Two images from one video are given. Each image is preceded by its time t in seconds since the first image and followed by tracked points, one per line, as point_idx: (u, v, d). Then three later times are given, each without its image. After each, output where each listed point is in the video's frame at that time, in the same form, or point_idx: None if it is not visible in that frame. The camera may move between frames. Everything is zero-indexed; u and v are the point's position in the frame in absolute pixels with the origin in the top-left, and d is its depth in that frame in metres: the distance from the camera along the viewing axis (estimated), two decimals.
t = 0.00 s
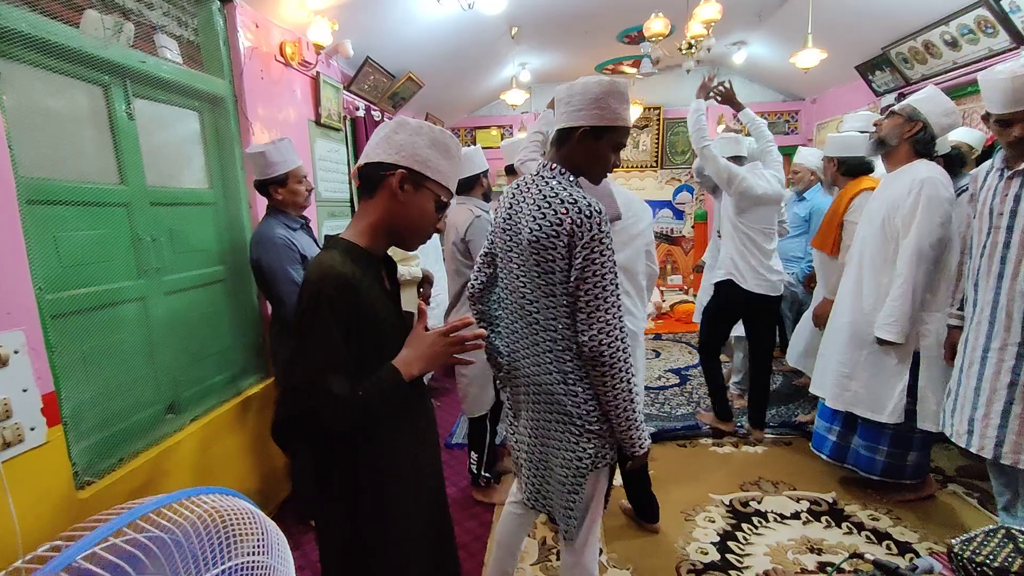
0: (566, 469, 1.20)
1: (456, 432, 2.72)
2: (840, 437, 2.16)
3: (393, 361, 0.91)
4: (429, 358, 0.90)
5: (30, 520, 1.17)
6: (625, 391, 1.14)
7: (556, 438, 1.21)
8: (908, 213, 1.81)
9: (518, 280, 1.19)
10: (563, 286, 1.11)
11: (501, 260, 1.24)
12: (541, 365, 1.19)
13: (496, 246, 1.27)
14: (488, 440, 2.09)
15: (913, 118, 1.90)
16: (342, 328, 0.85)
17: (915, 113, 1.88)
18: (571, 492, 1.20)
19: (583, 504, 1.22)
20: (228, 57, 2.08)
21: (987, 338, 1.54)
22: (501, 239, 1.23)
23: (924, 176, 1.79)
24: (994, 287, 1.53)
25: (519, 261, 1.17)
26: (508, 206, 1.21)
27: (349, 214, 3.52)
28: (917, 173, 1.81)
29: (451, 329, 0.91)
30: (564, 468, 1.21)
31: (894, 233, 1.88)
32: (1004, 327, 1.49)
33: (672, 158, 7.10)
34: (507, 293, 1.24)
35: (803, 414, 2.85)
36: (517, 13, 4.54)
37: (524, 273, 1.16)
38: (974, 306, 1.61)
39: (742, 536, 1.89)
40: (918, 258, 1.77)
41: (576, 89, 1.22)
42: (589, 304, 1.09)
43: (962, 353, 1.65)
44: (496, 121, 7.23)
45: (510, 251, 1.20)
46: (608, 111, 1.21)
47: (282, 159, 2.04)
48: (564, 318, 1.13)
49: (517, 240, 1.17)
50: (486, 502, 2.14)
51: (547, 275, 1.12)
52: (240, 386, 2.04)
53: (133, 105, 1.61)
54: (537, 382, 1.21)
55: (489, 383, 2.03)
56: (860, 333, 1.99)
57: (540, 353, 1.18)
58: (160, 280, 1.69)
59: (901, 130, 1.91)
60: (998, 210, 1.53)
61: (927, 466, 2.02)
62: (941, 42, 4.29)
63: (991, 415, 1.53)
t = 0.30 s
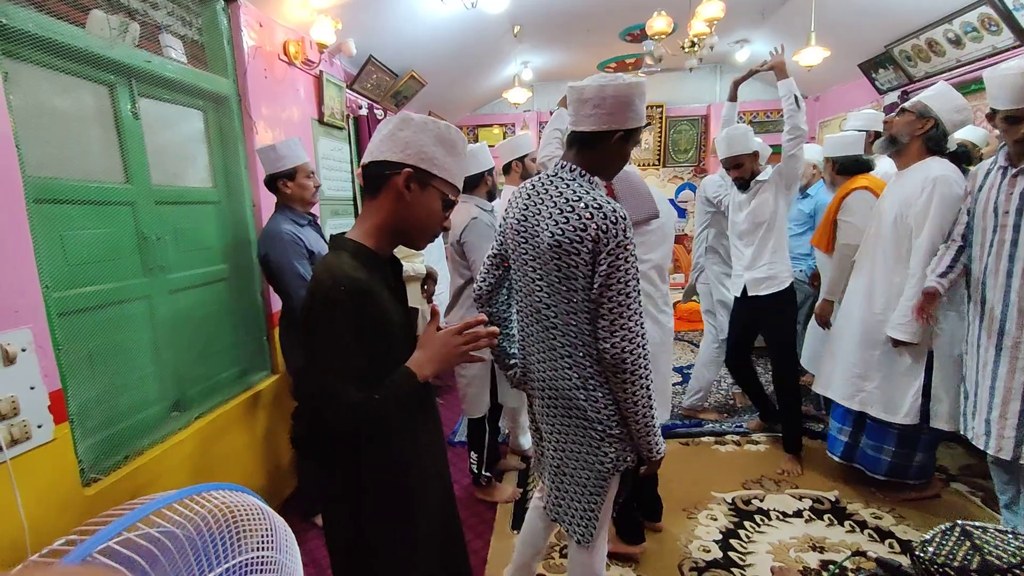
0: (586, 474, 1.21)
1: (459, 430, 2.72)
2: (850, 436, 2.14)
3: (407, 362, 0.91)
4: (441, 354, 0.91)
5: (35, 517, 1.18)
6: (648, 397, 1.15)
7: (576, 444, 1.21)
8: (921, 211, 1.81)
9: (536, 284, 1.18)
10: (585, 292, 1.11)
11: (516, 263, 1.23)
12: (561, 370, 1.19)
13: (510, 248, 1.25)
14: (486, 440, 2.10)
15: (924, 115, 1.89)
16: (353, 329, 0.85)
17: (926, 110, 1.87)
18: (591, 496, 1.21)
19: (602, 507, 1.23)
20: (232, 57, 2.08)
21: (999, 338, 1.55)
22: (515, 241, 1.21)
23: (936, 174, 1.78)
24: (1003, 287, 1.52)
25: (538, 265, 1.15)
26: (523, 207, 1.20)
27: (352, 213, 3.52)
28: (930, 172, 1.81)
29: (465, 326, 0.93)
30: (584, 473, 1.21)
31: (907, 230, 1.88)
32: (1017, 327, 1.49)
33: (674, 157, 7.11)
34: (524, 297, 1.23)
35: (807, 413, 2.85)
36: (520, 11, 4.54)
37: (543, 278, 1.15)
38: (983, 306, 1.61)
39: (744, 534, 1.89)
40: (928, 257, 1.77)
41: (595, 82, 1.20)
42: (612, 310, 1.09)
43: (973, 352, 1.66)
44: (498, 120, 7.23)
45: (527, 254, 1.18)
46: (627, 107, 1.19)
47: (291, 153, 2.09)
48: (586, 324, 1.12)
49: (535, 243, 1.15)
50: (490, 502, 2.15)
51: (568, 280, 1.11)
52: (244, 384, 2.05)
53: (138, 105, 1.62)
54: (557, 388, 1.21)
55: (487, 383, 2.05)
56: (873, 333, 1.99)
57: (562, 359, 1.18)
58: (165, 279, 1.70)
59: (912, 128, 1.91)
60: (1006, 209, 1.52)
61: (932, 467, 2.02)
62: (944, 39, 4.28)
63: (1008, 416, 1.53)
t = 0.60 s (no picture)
0: (595, 473, 1.21)
1: (462, 428, 2.73)
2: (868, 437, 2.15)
3: (419, 352, 0.91)
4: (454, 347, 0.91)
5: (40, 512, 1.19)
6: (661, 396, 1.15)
7: (586, 443, 1.21)
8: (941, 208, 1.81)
9: (548, 282, 1.17)
10: (600, 290, 1.11)
11: (525, 260, 1.22)
12: (572, 368, 1.18)
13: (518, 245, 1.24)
14: (489, 438, 2.10)
15: (939, 110, 1.87)
16: (361, 326, 0.84)
17: (941, 106, 1.86)
18: (600, 495, 1.21)
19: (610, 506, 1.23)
20: (236, 54, 2.08)
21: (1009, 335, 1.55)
22: (524, 238, 1.20)
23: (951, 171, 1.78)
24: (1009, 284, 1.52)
25: (551, 263, 1.15)
26: (533, 203, 1.18)
27: (354, 211, 3.53)
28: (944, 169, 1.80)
29: (477, 314, 0.94)
30: (594, 472, 1.21)
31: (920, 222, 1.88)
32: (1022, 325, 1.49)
33: (677, 154, 7.09)
34: (534, 294, 1.22)
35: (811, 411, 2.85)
36: (523, 8, 4.54)
37: (555, 275, 1.15)
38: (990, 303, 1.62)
39: (747, 531, 1.89)
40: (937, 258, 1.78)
41: (596, 78, 1.21)
42: (628, 308, 1.09)
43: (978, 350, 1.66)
44: (501, 117, 7.24)
45: (537, 251, 1.17)
46: (625, 101, 1.19)
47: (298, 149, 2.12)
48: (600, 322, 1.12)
49: (547, 240, 1.14)
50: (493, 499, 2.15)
51: (582, 278, 1.11)
52: (248, 381, 2.06)
53: (142, 103, 1.62)
54: (568, 386, 1.20)
55: (487, 381, 2.07)
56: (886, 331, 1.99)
57: (574, 357, 1.17)
58: (169, 276, 1.70)
59: (927, 124, 1.89)
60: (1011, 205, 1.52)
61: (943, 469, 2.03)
62: (949, 36, 4.26)
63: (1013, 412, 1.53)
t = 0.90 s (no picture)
0: (604, 468, 1.19)
1: (464, 424, 2.73)
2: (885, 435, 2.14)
3: (416, 344, 0.89)
4: (447, 341, 0.88)
5: (45, 507, 1.19)
6: (669, 386, 1.17)
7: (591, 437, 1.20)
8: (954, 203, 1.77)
9: (554, 274, 1.16)
10: (614, 280, 1.11)
11: (529, 253, 1.20)
12: (579, 362, 1.17)
13: (520, 238, 1.21)
14: (491, 435, 2.10)
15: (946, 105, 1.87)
16: (364, 318, 0.85)
17: (946, 101, 1.86)
18: (609, 490, 1.20)
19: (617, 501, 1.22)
20: (237, 50, 2.07)
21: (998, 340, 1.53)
22: (529, 230, 1.18)
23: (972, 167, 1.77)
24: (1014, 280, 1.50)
25: (559, 254, 1.14)
26: (539, 195, 1.17)
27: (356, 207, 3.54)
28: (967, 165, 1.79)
29: (475, 316, 0.90)
30: (601, 466, 1.20)
31: (937, 216, 1.87)
32: None
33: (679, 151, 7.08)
34: (538, 287, 1.20)
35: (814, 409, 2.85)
36: (525, 4, 4.52)
37: (563, 267, 1.14)
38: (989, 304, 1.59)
39: (750, 529, 1.89)
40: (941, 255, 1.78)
41: (585, 71, 1.20)
42: (644, 297, 1.11)
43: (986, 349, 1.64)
44: (503, 114, 7.24)
45: (544, 243, 1.16)
46: (617, 89, 1.18)
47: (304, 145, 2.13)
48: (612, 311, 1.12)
49: (554, 231, 1.13)
50: (494, 496, 2.15)
51: (595, 269, 1.10)
52: (249, 378, 2.05)
53: (143, 98, 1.62)
54: (575, 381, 1.19)
55: (489, 378, 2.04)
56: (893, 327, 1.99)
57: (582, 350, 1.16)
58: (171, 272, 1.70)
59: (939, 120, 1.89)
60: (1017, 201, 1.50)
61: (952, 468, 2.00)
62: (954, 31, 4.23)
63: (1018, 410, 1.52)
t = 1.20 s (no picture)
0: (608, 460, 1.19)
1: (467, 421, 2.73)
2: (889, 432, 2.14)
3: (406, 339, 0.88)
4: (438, 338, 0.86)
5: (48, 503, 1.19)
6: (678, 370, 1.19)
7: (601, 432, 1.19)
8: (962, 198, 1.77)
9: (556, 271, 1.15)
10: (617, 272, 1.12)
11: (527, 252, 1.18)
12: (586, 358, 1.16)
13: (516, 238, 1.19)
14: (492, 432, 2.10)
15: (948, 104, 1.88)
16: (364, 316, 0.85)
17: (948, 100, 1.86)
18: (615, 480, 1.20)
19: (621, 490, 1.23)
20: (239, 46, 2.07)
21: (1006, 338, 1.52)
22: (526, 229, 1.16)
23: (981, 163, 1.75)
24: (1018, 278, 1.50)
25: (560, 251, 1.13)
26: (534, 193, 1.16)
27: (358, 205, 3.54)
28: (975, 160, 1.78)
29: (469, 318, 0.88)
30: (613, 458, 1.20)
31: (941, 207, 1.86)
32: None
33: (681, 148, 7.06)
34: (539, 286, 1.19)
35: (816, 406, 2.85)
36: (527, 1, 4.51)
37: (566, 263, 1.13)
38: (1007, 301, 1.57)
39: (752, 526, 1.89)
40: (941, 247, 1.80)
41: (562, 70, 1.20)
42: (648, 286, 1.13)
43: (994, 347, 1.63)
44: (505, 111, 7.23)
45: (543, 241, 1.15)
46: (595, 82, 1.16)
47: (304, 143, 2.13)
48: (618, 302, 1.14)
49: (555, 228, 1.13)
50: (496, 493, 2.15)
51: (599, 263, 1.11)
52: (251, 375, 2.05)
53: (145, 94, 1.62)
54: (581, 377, 1.17)
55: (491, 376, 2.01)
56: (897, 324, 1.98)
57: (588, 345, 1.15)
58: (173, 269, 1.70)
59: (943, 119, 1.89)
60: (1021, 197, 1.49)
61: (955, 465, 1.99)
62: (958, 27, 4.21)
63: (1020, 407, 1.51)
